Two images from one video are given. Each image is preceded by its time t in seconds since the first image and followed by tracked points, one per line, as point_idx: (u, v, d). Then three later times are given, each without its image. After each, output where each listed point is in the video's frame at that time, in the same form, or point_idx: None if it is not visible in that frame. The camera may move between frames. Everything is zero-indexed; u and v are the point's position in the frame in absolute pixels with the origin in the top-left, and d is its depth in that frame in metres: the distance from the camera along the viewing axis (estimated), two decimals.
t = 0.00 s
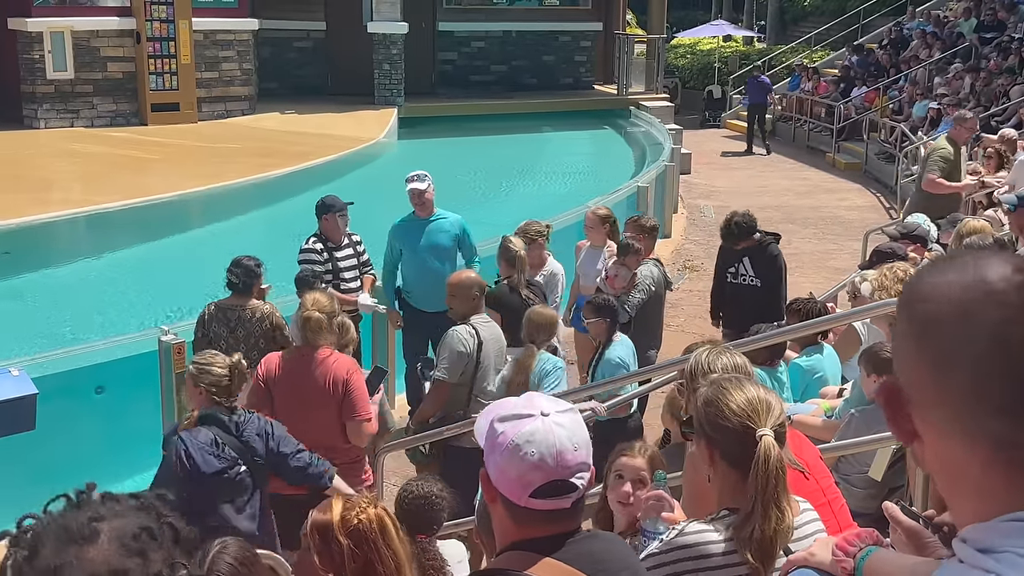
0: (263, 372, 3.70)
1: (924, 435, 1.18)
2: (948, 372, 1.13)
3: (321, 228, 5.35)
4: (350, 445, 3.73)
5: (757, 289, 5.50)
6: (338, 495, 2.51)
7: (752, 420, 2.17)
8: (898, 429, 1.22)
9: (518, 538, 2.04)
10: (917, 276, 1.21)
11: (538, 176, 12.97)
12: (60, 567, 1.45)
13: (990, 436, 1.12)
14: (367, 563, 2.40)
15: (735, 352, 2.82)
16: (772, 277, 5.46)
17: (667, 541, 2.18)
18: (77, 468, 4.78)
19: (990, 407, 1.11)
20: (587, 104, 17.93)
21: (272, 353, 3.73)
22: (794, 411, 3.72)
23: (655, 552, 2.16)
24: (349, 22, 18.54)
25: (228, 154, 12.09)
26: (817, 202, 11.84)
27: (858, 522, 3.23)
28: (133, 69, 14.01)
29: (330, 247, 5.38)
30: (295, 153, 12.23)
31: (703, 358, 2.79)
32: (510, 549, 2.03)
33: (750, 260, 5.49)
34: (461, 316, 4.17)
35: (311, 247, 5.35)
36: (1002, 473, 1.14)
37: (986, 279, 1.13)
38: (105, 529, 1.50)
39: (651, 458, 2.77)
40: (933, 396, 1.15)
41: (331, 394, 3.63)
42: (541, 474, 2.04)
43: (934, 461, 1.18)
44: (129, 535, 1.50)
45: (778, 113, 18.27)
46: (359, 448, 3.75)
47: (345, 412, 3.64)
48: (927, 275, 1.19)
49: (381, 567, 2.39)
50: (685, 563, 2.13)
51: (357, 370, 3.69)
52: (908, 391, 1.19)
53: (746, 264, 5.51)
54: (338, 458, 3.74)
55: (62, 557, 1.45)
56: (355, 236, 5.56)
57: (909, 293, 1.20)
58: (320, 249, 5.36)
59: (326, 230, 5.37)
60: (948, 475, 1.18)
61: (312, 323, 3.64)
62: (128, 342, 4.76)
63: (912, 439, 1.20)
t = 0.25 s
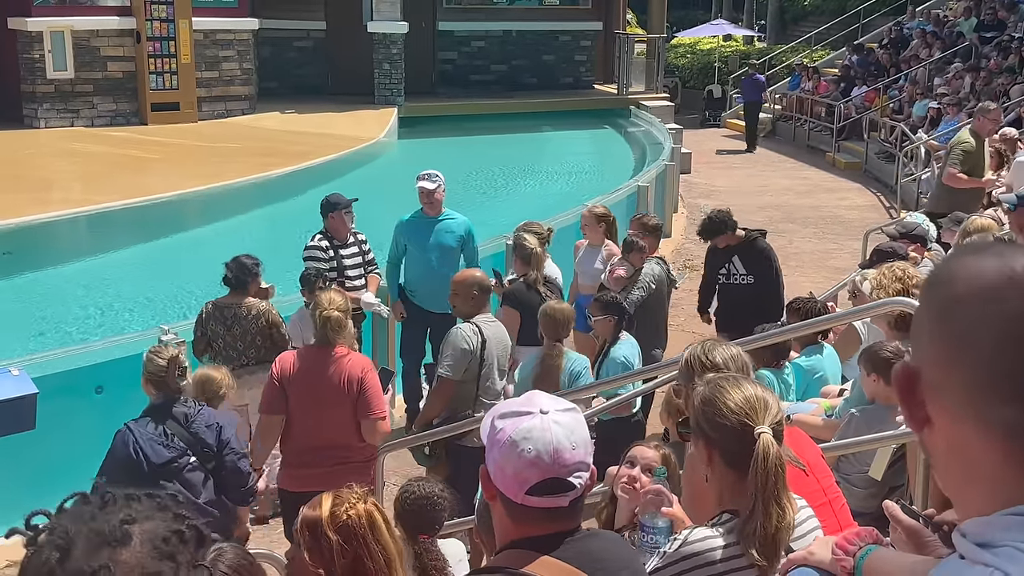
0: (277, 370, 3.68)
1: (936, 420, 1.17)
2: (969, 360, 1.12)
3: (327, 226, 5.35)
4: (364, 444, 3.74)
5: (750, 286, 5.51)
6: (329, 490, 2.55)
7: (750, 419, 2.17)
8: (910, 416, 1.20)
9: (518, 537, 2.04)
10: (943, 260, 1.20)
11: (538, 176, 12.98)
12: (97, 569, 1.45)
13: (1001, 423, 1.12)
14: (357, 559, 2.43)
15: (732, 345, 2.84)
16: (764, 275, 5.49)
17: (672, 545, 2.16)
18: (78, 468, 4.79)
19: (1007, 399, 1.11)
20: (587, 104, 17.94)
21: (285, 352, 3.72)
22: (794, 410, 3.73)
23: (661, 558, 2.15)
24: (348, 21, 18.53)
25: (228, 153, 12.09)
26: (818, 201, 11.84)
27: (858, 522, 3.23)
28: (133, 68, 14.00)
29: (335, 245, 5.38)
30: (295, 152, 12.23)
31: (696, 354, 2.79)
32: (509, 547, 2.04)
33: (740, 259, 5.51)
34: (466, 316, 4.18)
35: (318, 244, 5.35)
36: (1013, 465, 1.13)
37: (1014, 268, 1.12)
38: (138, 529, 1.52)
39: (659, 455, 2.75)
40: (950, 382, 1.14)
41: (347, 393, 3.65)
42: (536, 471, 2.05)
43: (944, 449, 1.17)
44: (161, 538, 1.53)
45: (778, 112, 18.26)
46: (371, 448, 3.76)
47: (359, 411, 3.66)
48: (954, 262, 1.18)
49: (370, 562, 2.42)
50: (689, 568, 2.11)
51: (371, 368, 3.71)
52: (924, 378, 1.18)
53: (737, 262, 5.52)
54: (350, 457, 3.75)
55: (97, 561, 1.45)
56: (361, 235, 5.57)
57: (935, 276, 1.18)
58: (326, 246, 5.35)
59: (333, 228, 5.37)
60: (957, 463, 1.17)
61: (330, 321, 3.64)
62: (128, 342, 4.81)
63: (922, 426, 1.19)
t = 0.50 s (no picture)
0: (288, 369, 3.69)
1: (938, 419, 1.17)
2: (970, 359, 1.12)
3: (324, 229, 5.35)
4: (371, 445, 3.78)
5: (737, 281, 5.51)
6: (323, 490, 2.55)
7: (747, 420, 2.17)
8: (911, 416, 1.20)
9: (517, 536, 2.04)
10: (946, 259, 1.20)
11: (538, 175, 12.99)
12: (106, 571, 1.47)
13: (1002, 420, 1.12)
14: (351, 558, 2.45)
15: (724, 342, 2.84)
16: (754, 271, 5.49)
17: (670, 551, 2.16)
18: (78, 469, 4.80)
19: (1010, 397, 1.11)
20: (586, 103, 17.94)
21: (295, 351, 3.72)
22: (794, 409, 3.73)
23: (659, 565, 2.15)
24: (348, 21, 18.53)
25: (228, 153, 12.09)
26: (817, 201, 11.84)
27: (858, 521, 3.23)
28: (133, 68, 14.00)
29: (334, 248, 5.37)
30: (295, 152, 12.23)
31: (687, 350, 2.79)
32: (508, 546, 2.03)
33: (725, 255, 5.52)
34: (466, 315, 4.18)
35: (316, 248, 5.34)
36: (1015, 463, 1.13)
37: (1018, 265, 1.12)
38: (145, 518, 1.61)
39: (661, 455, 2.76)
40: (952, 381, 1.14)
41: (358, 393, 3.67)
42: (538, 469, 2.05)
43: (945, 449, 1.17)
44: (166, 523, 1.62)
45: (778, 112, 18.26)
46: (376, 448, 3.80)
47: (370, 412, 3.69)
48: (955, 261, 1.18)
49: (364, 559, 2.44)
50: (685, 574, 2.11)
51: (383, 371, 3.73)
52: (926, 376, 1.18)
53: (722, 259, 5.52)
54: (356, 457, 3.79)
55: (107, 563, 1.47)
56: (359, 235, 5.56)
57: (937, 274, 1.18)
58: (325, 249, 5.35)
59: (329, 229, 5.36)
60: (958, 462, 1.17)
61: (337, 321, 3.63)
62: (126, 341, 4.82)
63: (925, 426, 1.19)
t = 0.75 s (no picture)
0: (294, 367, 3.68)
1: (939, 418, 1.17)
2: (970, 358, 1.12)
3: (334, 226, 5.37)
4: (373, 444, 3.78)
5: (731, 282, 5.52)
6: (322, 489, 2.55)
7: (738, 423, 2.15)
8: (911, 418, 1.20)
9: (518, 535, 2.04)
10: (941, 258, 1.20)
11: (538, 175, 13.00)
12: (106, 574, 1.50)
13: (1001, 419, 1.12)
14: (348, 558, 2.45)
15: (722, 344, 2.83)
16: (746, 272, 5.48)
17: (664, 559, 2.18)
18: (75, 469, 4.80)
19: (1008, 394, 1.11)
20: (585, 103, 17.94)
21: (300, 350, 3.73)
22: (793, 410, 3.73)
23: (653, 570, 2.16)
24: (347, 21, 18.52)
25: (227, 153, 12.09)
26: (817, 200, 11.84)
27: (856, 521, 3.23)
28: (132, 68, 13.99)
29: (342, 245, 5.39)
30: (294, 152, 12.22)
31: (685, 353, 2.79)
32: (508, 546, 2.03)
33: (721, 257, 5.52)
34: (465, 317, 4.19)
35: (323, 244, 5.36)
36: (1014, 463, 1.14)
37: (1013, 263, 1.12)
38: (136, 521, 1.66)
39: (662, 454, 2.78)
40: (950, 381, 1.14)
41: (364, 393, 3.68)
42: (539, 470, 2.05)
43: (944, 450, 1.17)
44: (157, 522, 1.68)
45: (777, 112, 18.25)
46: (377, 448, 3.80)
47: (373, 412, 3.69)
48: (951, 259, 1.18)
49: (361, 557, 2.44)
50: None
51: (389, 371, 3.74)
52: (925, 376, 1.18)
53: (717, 262, 5.53)
54: (356, 456, 3.79)
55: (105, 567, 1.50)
56: (371, 237, 5.55)
57: (934, 272, 1.18)
58: (332, 247, 5.36)
59: (340, 226, 5.38)
60: (959, 463, 1.17)
61: (343, 319, 3.64)
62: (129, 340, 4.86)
63: (925, 428, 1.19)
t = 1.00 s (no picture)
0: (294, 364, 3.69)
1: (929, 422, 1.17)
2: (956, 360, 1.13)
3: (340, 223, 5.38)
4: (372, 439, 3.78)
5: (732, 286, 5.55)
6: (322, 490, 2.55)
7: (737, 429, 2.15)
8: (903, 422, 1.20)
9: (517, 535, 2.04)
10: (925, 260, 1.21)
11: (537, 175, 13.01)
12: None
13: (996, 420, 1.12)
14: (349, 557, 2.45)
15: (718, 346, 2.83)
16: (748, 275, 5.51)
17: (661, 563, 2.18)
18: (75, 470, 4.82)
19: (999, 396, 1.11)
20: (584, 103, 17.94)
21: (300, 346, 3.73)
22: (792, 410, 3.73)
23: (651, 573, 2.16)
24: (346, 21, 18.51)
25: (226, 153, 12.09)
26: (815, 200, 11.84)
27: (854, 521, 3.24)
28: (131, 68, 13.99)
29: (347, 243, 5.39)
30: (292, 152, 12.22)
31: (684, 357, 2.79)
32: (508, 546, 2.04)
33: (723, 258, 5.54)
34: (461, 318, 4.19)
35: (329, 241, 5.39)
36: (1009, 464, 1.13)
37: (996, 264, 1.13)
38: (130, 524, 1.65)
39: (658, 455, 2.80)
40: (939, 383, 1.15)
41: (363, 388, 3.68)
42: (541, 473, 2.05)
43: (937, 453, 1.17)
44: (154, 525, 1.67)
45: (776, 111, 18.26)
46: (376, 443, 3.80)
47: (373, 406, 3.70)
48: (934, 263, 1.18)
49: (362, 556, 2.44)
50: None
51: (388, 365, 3.74)
52: (914, 379, 1.18)
53: (718, 262, 5.55)
54: (358, 452, 3.80)
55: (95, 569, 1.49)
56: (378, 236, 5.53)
57: (917, 275, 1.19)
58: (337, 244, 5.38)
59: (346, 226, 5.37)
60: (953, 466, 1.17)
61: (340, 317, 3.63)
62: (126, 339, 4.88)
63: (918, 432, 1.19)
